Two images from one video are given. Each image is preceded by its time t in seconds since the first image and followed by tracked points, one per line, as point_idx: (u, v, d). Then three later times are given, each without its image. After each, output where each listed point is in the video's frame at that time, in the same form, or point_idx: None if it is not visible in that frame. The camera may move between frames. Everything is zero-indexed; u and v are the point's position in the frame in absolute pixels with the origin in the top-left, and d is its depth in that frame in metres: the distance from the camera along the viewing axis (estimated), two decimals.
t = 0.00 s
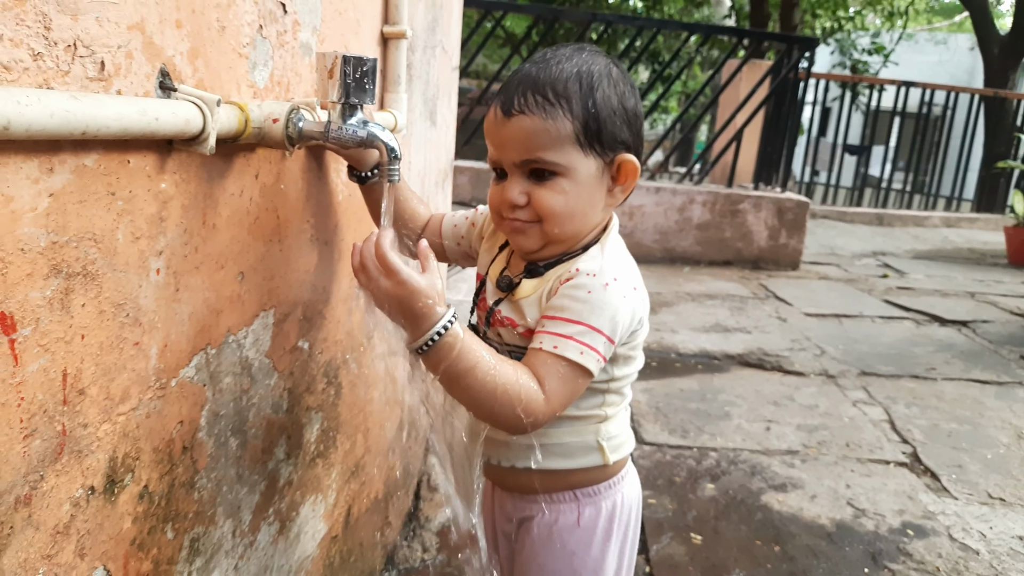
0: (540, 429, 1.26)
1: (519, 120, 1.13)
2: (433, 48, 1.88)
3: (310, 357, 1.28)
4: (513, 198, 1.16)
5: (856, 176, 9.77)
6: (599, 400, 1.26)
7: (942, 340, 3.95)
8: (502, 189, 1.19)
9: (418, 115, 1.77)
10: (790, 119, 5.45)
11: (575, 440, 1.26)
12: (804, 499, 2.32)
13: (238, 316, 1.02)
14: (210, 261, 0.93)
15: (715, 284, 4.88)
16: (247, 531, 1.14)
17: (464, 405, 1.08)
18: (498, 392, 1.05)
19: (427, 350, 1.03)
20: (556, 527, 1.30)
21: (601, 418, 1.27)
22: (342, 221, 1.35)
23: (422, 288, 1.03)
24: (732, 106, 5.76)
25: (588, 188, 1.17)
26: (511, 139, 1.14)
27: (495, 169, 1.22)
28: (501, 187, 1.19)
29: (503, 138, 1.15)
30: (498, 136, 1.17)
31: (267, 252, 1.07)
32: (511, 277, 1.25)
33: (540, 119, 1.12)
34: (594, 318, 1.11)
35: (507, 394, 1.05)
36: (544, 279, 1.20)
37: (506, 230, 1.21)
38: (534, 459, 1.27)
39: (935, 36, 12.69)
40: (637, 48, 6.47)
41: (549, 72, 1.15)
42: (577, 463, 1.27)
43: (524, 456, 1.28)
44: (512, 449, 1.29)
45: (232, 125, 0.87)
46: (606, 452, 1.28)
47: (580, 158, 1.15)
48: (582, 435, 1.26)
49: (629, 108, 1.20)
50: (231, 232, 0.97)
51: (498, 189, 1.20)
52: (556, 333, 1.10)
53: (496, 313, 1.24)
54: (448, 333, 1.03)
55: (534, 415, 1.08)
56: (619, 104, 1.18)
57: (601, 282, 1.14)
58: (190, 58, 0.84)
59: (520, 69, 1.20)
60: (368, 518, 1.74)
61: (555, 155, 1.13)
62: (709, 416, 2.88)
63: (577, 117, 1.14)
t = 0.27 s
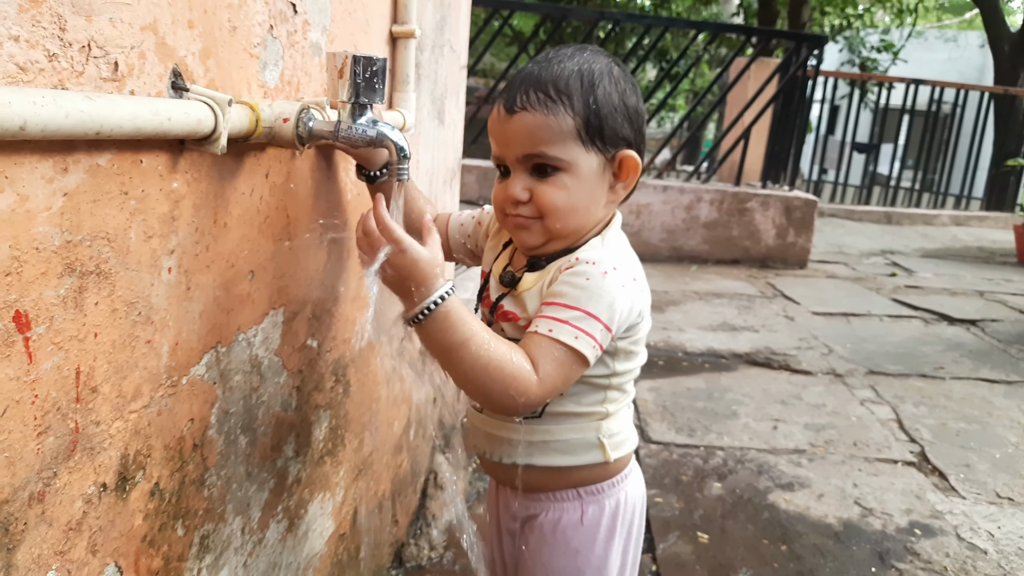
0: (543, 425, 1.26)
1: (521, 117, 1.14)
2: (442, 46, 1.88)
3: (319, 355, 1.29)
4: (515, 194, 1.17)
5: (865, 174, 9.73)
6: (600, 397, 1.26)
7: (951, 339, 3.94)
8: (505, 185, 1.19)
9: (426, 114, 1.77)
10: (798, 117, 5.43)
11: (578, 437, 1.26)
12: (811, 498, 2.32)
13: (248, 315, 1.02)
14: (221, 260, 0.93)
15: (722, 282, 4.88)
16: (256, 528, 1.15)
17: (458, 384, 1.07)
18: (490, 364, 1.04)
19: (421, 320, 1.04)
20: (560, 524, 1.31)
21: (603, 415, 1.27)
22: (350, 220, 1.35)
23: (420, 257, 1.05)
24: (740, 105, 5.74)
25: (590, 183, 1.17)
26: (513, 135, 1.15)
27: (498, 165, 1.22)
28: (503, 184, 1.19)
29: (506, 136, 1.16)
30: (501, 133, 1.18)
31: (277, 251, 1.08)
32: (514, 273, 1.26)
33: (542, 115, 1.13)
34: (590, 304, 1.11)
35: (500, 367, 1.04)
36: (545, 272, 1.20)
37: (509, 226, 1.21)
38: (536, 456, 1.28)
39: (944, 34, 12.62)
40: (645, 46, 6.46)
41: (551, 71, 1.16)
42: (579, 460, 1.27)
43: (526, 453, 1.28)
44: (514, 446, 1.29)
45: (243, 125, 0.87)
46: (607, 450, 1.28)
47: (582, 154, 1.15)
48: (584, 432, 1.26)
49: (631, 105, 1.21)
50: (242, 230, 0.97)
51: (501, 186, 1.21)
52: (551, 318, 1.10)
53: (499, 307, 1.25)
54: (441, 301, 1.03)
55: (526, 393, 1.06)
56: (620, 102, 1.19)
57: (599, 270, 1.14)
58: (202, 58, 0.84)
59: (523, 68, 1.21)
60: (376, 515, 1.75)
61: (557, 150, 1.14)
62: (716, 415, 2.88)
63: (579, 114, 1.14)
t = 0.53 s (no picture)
0: (540, 425, 1.26)
1: (518, 117, 1.15)
2: (443, 48, 1.88)
3: (321, 356, 1.29)
4: (512, 194, 1.17)
5: (867, 176, 9.72)
6: (597, 397, 1.26)
7: (952, 342, 3.94)
8: (502, 185, 1.20)
9: (427, 116, 1.78)
10: (800, 119, 5.43)
11: (574, 438, 1.27)
12: (812, 501, 2.32)
13: (250, 315, 1.02)
14: (223, 261, 0.94)
15: (723, 284, 4.88)
16: (258, 528, 1.15)
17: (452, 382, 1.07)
18: (485, 361, 1.03)
19: (418, 316, 1.03)
20: (557, 525, 1.31)
21: (600, 415, 1.27)
22: (352, 221, 1.35)
23: (421, 256, 1.03)
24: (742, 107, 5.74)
25: (586, 184, 1.17)
26: (510, 135, 1.16)
27: (496, 166, 1.23)
28: (500, 185, 1.20)
29: (503, 136, 1.17)
30: (499, 133, 1.18)
31: (279, 252, 1.08)
32: (511, 273, 1.26)
33: (538, 115, 1.14)
34: (585, 304, 1.11)
35: (494, 364, 1.03)
36: (541, 272, 1.21)
37: (506, 227, 1.21)
38: (533, 456, 1.28)
39: (946, 35, 12.62)
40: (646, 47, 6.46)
41: (548, 71, 1.17)
42: (575, 460, 1.27)
43: (523, 453, 1.28)
44: (511, 446, 1.29)
45: (245, 126, 0.88)
46: (604, 450, 1.28)
47: (578, 155, 1.15)
48: (580, 432, 1.26)
49: (627, 107, 1.21)
50: (244, 231, 0.98)
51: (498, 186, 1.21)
52: (547, 317, 1.10)
53: (496, 307, 1.25)
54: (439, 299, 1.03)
55: (521, 393, 1.05)
56: (617, 103, 1.19)
57: (595, 270, 1.14)
58: (205, 60, 0.85)
59: (521, 69, 1.21)
60: (376, 516, 1.75)
61: (553, 151, 1.14)
62: (717, 417, 2.88)
63: (575, 115, 1.15)
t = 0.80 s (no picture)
0: (541, 428, 1.26)
1: (524, 121, 1.15)
2: (444, 52, 1.89)
3: (320, 359, 1.29)
4: (516, 197, 1.17)
5: (867, 180, 9.73)
6: (598, 401, 1.26)
7: (952, 346, 3.94)
8: (506, 188, 1.20)
9: (428, 119, 1.78)
10: (800, 123, 5.44)
11: (575, 441, 1.27)
12: (811, 505, 2.32)
13: (250, 319, 1.03)
14: (223, 265, 0.94)
15: (723, 287, 4.88)
16: (256, 531, 1.15)
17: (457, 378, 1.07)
18: (491, 361, 1.03)
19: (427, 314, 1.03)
20: (557, 527, 1.31)
21: (601, 419, 1.27)
22: (352, 225, 1.36)
23: (433, 253, 1.04)
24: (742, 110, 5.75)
25: (591, 188, 1.18)
26: (516, 139, 1.16)
27: (500, 169, 1.23)
28: (504, 188, 1.20)
29: (508, 139, 1.17)
30: (504, 136, 1.18)
31: (279, 256, 1.08)
32: (514, 276, 1.26)
33: (544, 119, 1.14)
34: (589, 306, 1.11)
35: (500, 363, 1.04)
36: (544, 275, 1.21)
37: (509, 230, 1.22)
38: (534, 459, 1.28)
39: (946, 39, 12.63)
40: (647, 51, 6.47)
41: (554, 76, 1.17)
42: (576, 464, 1.27)
43: (524, 456, 1.28)
44: (511, 449, 1.29)
45: (246, 131, 0.88)
46: (605, 454, 1.28)
47: (583, 160, 1.16)
48: (582, 436, 1.27)
49: (631, 113, 1.22)
50: (244, 235, 0.98)
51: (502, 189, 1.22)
52: (551, 318, 1.11)
53: (498, 311, 1.25)
54: (449, 297, 1.03)
55: (526, 391, 1.06)
56: (622, 109, 1.20)
57: (598, 273, 1.15)
58: (206, 64, 0.85)
59: (526, 73, 1.22)
60: (375, 518, 1.75)
61: (559, 155, 1.14)
62: (717, 421, 2.88)
63: (581, 119, 1.15)
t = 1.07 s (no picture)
0: (542, 423, 1.27)
1: (531, 113, 1.16)
2: (442, 48, 1.89)
3: (317, 354, 1.29)
4: (521, 190, 1.18)
5: (865, 179, 9.73)
6: (599, 396, 1.27)
7: (950, 345, 3.94)
8: (510, 181, 1.20)
9: (426, 115, 1.78)
10: (799, 121, 5.44)
11: (576, 436, 1.27)
12: (808, 502, 2.32)
13: (246, 312, 1.03)
14: (219, 258, 0.94)
15: (722, 286, 4.88)
16: (253, 525, 1.15)
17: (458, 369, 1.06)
18: (493, 351, 1.03)
19: (430, 305, 1.02)
20: (556, 523, 1.31)
21: (602, 415, 1.27)
22: (350, 220, 1.36)
23: (435, 242, 1.01)
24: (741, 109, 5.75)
25: (595, 183, 1.18)
26: (522, 131, 1.17)
27: (504, 163, 1.23)
28: (508, 181, 1.20)
29: (514, 132, 1.18)
30: (510, 129, 1.19)
31: (275, 250, 1.08)
32: (516, 271, 1.26)
33: (552, 112, 1.15)
34: (592, 299, 1.11)
35: (503, 353, 1.03)
36: (546, 270, 1.21)
37: (512, 224, 1.22)
38: (534, 454, 1.28)
39: (945, 39, 12.64)
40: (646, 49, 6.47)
41: (563, 70, 1.19)
42: (577, 459, 1.28)
43: (525, 451, 1.29)
44: (513, 444, 1.29)
45: (243, 124, 0.88)
46: (605, 449, 1.28)
47: (589, 154, 1.17)
48: (582, 431, 1.27)
49: (637, 112, 1.23)
50: (241, 228, 0.98)
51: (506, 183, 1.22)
52: (553, 310, 1.11)
53: (500, 305, 1.25)
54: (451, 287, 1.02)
55: (528, 382, 1.05)
56: (628, 106, 1.21)
57: (602, 267, 1.15)
58: (202, 56, 0.85)
59: (534, 68, 1.23)
60: (372, 514, 1.75)
61: (565, 148, 1.15)
62: (714, 418, 2.88)
63: (588, 114, 1.16)
